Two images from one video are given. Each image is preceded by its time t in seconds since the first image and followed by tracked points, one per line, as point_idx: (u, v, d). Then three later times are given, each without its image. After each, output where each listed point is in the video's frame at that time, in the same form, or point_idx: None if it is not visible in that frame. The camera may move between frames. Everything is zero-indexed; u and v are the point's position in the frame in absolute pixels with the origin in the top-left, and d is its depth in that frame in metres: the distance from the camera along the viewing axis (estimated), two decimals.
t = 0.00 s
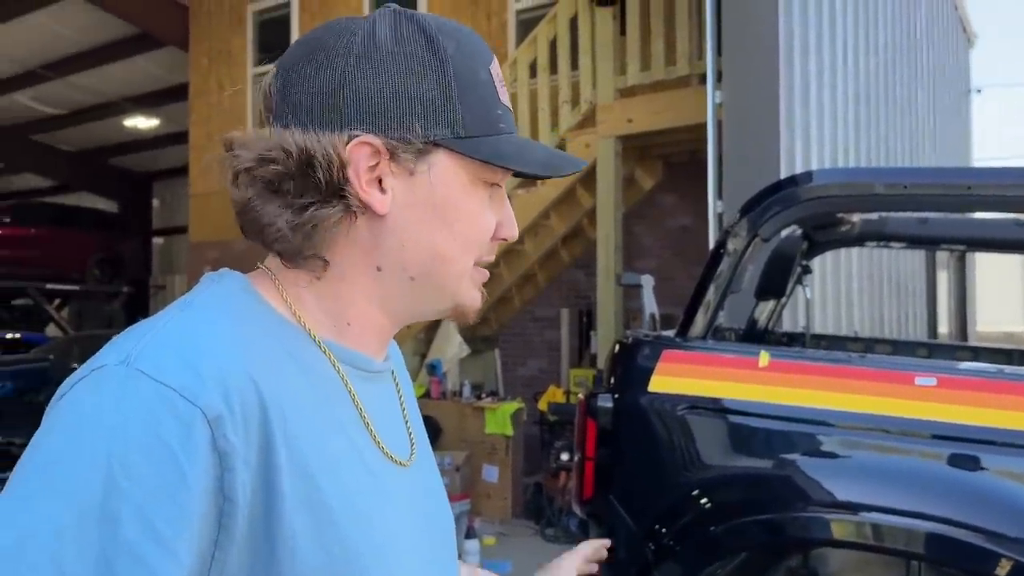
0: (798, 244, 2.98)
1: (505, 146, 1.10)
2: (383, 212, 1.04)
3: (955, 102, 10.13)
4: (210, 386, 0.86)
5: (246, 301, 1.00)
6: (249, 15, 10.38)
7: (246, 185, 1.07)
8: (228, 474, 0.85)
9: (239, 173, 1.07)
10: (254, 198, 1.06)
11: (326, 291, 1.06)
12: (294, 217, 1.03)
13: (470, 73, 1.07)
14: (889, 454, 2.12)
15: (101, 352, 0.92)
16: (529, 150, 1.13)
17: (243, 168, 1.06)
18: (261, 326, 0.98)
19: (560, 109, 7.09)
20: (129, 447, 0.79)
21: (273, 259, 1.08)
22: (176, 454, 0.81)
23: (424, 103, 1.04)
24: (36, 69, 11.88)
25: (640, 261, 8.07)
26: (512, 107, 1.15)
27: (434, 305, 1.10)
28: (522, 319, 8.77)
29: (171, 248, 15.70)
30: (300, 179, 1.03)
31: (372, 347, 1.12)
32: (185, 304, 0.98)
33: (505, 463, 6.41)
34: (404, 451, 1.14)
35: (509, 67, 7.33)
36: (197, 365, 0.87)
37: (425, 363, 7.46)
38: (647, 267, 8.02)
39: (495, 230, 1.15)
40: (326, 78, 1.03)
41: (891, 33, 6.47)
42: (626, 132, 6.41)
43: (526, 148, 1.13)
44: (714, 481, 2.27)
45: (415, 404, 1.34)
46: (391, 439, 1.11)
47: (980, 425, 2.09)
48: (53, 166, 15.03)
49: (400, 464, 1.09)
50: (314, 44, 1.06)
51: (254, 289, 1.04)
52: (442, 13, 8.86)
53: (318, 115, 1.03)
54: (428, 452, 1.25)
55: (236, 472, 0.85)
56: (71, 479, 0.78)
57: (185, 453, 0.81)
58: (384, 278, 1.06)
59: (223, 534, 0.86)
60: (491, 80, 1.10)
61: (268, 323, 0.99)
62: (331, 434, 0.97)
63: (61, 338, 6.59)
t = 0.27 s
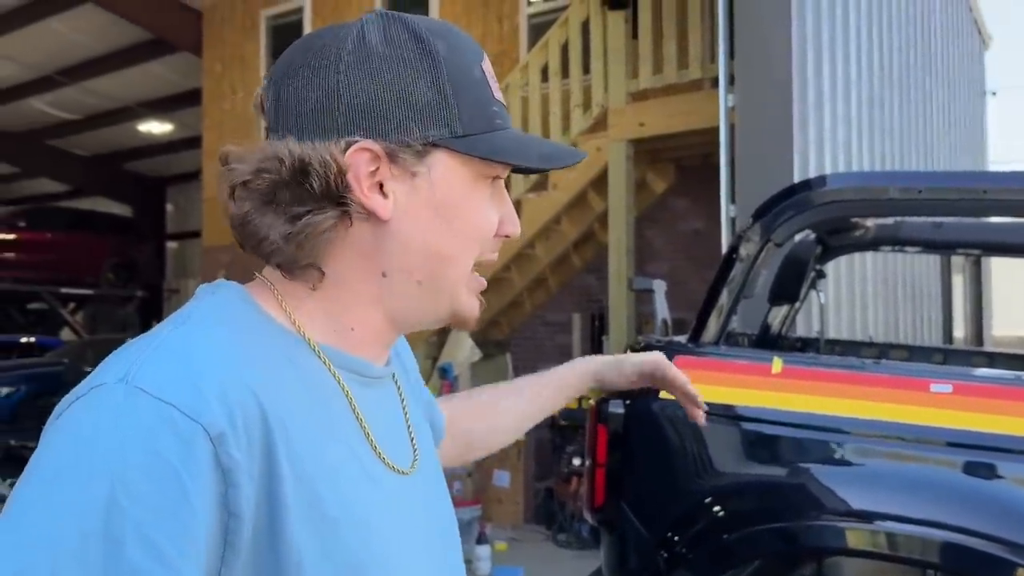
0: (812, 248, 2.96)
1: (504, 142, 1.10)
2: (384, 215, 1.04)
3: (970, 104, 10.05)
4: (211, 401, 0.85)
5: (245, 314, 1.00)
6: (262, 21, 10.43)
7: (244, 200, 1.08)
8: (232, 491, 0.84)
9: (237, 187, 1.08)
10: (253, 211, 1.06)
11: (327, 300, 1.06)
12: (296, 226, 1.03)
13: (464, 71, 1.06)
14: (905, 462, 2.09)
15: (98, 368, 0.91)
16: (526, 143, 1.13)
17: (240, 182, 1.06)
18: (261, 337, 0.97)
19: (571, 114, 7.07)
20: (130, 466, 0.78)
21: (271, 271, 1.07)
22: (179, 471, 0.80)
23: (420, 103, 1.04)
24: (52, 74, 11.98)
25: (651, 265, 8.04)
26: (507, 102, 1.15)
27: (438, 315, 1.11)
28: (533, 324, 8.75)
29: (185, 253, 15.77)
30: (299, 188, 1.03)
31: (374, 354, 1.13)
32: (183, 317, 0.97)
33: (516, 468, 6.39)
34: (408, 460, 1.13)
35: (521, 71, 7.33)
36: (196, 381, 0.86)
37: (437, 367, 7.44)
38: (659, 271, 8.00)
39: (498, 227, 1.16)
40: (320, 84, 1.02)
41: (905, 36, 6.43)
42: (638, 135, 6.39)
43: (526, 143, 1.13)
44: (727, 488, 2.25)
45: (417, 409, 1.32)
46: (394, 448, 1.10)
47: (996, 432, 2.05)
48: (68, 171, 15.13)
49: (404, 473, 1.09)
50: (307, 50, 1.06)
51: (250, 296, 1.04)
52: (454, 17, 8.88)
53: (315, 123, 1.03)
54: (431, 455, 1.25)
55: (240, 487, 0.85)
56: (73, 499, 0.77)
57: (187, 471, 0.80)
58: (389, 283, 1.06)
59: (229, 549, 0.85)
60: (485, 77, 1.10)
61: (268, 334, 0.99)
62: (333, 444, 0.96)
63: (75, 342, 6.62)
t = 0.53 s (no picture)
0: (820, 253, 2.95)
1: (487, 141, 1.12)
2: (360, 217, 1.08)
3: (979, 107, 10.01)
4: (208, 403, 0.87)
5: (237, 318, 1.02)
6: (270, 26, 10.47)
7: (230, 202, 1.16)
8: (230, 490, 0.87)
9: (225, 190, 1.16)
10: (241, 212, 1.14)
11: (313, 300, 1.11)
12: (273, 226, 1.09)
13: (440, 72, 1.09)
14: (912, 469, 2.07)
15: (95, 371, 0.91)
16: (511, 141, 1.15)
17: (225, 185, 1.15)
18: (252, 341, 1.00)
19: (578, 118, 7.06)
20: (132, 467, 0.80)
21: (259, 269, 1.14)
22: (180, 471, 0.82)
23: (393, 104, 1.07)
24: (61, 80, 12.05)
25: (658, 269, 8.03)
26: (497, 102, 1.16)
27: (427, 313, 1.15)
28: (541, 327, 8.74)
29: (194, 257, 15.82)
30: (277, 191, 1.10)
31: (369, 358, 1.16)
32: (176, 323, 0.99)
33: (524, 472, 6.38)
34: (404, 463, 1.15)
35: (528, 76, 7.34)
36: (193, 382, 0.88)
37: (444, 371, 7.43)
38: (666, 275, 7.98)
39: (486, 228, 1.18)
40: (300, 89, 1.07)
41: (913, 41, 6.41)
42: (644, 140, 6.38)
43: (510, 141, 1.15)
44: (734, 495, 2.23)
45: (417, 406, 1.34)
46: (389, 451, 1.12)
47: (1005, 438, 2.04)
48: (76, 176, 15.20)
49: (398, 476, 1.11)
50: (291, 56, 1.10)
51: (242, 302, 1.08)
52: (461, 22, 8.90)
53: (296, 126, 1.08)
54: (432, 458, 1.27)
55: (237, 487, 0.87)
56: (71, 500, 0.77)
57: (188, 471, 0.82)
58: (372, 283, 1.10)
59: (227, 547, 0.88)
60: (468, 75, 1.12)
61: (259, 337, 1.01)
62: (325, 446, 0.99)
63: (84, 347, 6.63)
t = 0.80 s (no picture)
0: (821, 258, 2.94)
1: (467, 137, 1.11)
2: (343, 217, 1.09)
3: (981, 111, 9.99)
4: (168, 429, 0.91)
5: (226, 336, 1.06)
6: (272, 31, 10.48)
7: (224, 209, 1.20)
8: (192, 514, 0.90)
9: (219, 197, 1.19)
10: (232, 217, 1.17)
11: (304, 306, 1.12)
12: (259, 229, 1.12)
13: (418, 68, 1.09)
14: (913, 475, 2.06)
15: (73, 399, 0.97)
16: (495, 135, 1.14)
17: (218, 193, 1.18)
18: (238, 360, 1.03)
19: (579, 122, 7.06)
20: (86, 494, 0.84)
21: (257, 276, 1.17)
22: (132, 496, 0.85)
23: (369, 102, 1.08)
24: (64, 85, 12.07)
25: (660, 273, 8.02)
26: (484, 97, 1.15)
27: (422, 314, 1.14)
28: (542, 332, 8.73)
29: (196, 261, 15.82)
30: (262, 195, 1.12)
31: (365, 366, 1.16)
32: (164, 344, 1.04)
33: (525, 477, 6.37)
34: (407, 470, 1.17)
35: (529, 80, 7.34)
36: (154, 409, 0.92)
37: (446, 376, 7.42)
38: (667, 279, 7.97)
39: (478, 228, 1.17)
40: (280, 94, 1.09)
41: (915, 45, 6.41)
42: (645, 144, 6.38)
43: (494, 137, 1.13)
44: (735, 502, 2.23)
45: (432, 408, 1.34)
46: (388, 461, 1.14)
47: (1009, 444, 2.02)
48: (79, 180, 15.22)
49: (396, 487, 1.13)
50: (273, 63, 1.13)
51: (236, 317, 1.11)
52: (463, 27, 8.90)
53: (276, 131, 1.10)
54: (448, 463, 1.27)
55: (199, 511, 0.91)
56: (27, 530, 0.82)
57: (141, 496, 0.86)
58: (357, 286, 1.11)
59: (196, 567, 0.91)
60: (450, 71, 1.11)
61: (245, 354, 1.04)
62: (307, 462, 1.01)
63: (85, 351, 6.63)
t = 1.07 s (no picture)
0: (817, 262, 2.93)
1: (473, 143, 1.10)
2: (349, 227, 1.09)
3: (978, 115, 10.00)
4: (153, 429, 0.90)
5: (222, 339, 1.06)
6: (270, 36, 10.48)
7: (234, 219, 1.19)
8: (175, 514, 0.89)
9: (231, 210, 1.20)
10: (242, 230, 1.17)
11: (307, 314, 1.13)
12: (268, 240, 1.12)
13: (422, 78, 1.08)
14: (910, 481, 2.05)
15: (63, 400, 0.97)
16: (498, 141, 1.13)
17: (229, 203, 1.18)
18: (235, 360, 1.03)
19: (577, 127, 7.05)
20: (67, 491, 0.84)
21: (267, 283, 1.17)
22: (113, 495, 0.85)
23: (374, 110, 1.07)
24: (62, 89, 12.07)
25: (658, 277, 8.01)
26: (488, 104, 1.14)
27: (426, 324, 1.14)
28: (540, 336, 8.72)
29: (194, 266, 15.80)
30: (269, 207, 1.12)
31: (366, 371, 1.17)
32: (162, 344, 1.04)
33: (522, 481, 6.35)
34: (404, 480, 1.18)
35: (526, 85, 7.34)
36: (140, 408, 0.91)
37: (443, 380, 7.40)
38: (665, 283, 7.96)
39: (485, 234, 1.16)
40: (289, 107, 1.09)
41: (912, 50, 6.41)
42: (643, 148, 6.38)
43: (499, 143, 1.12)
44: (731, 507, 2.22)
45: (426, 422, 1.35)
46: (386, 471, 1.15)
47: (1005, 449, 2.02)
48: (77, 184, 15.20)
49: (392, 495, 1.13)
50: (281, 74, 1.13)
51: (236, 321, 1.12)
52: (461, 32, 8.91)
53: (286, 143, 1.10)
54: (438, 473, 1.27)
55: (182, 511, 0.90)
56: (8, 527, 0.81)
57: (121, 496, 0.85)
58: (366, 294, 1.10)
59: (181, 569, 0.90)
60: (455, 78, 1.11)
61: (241, 356, 1.04)
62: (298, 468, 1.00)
63: (82, 355, 6.61)
